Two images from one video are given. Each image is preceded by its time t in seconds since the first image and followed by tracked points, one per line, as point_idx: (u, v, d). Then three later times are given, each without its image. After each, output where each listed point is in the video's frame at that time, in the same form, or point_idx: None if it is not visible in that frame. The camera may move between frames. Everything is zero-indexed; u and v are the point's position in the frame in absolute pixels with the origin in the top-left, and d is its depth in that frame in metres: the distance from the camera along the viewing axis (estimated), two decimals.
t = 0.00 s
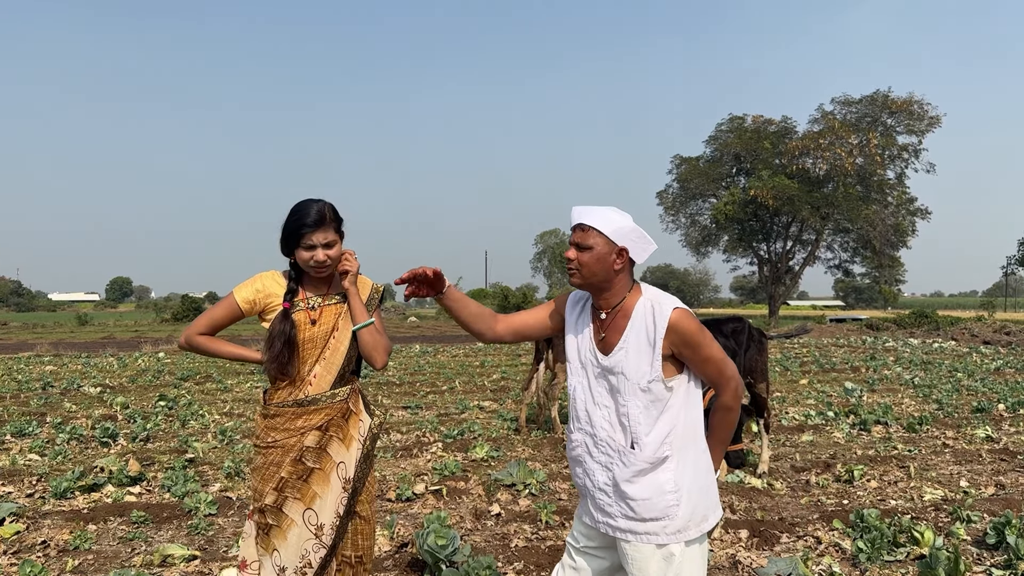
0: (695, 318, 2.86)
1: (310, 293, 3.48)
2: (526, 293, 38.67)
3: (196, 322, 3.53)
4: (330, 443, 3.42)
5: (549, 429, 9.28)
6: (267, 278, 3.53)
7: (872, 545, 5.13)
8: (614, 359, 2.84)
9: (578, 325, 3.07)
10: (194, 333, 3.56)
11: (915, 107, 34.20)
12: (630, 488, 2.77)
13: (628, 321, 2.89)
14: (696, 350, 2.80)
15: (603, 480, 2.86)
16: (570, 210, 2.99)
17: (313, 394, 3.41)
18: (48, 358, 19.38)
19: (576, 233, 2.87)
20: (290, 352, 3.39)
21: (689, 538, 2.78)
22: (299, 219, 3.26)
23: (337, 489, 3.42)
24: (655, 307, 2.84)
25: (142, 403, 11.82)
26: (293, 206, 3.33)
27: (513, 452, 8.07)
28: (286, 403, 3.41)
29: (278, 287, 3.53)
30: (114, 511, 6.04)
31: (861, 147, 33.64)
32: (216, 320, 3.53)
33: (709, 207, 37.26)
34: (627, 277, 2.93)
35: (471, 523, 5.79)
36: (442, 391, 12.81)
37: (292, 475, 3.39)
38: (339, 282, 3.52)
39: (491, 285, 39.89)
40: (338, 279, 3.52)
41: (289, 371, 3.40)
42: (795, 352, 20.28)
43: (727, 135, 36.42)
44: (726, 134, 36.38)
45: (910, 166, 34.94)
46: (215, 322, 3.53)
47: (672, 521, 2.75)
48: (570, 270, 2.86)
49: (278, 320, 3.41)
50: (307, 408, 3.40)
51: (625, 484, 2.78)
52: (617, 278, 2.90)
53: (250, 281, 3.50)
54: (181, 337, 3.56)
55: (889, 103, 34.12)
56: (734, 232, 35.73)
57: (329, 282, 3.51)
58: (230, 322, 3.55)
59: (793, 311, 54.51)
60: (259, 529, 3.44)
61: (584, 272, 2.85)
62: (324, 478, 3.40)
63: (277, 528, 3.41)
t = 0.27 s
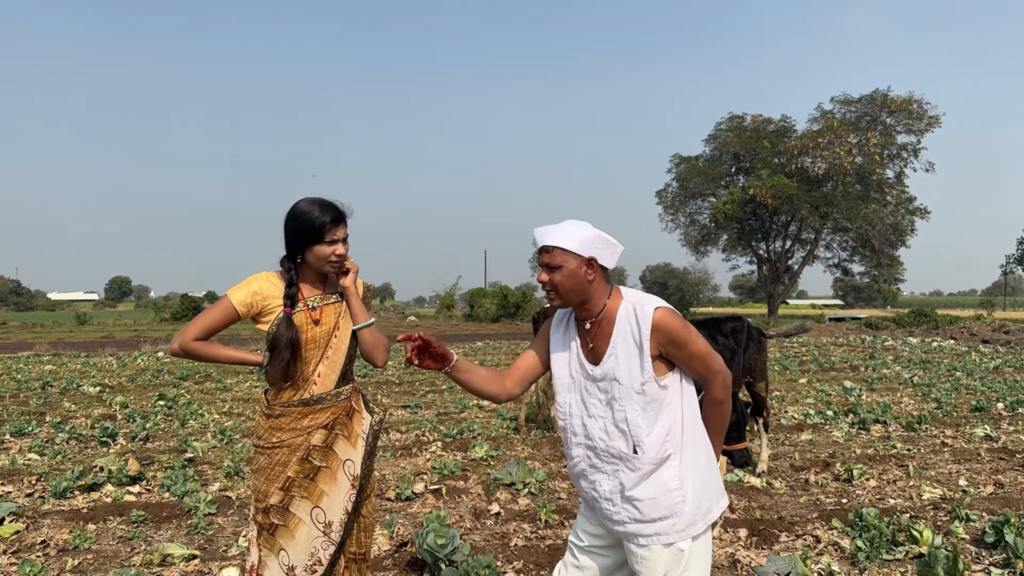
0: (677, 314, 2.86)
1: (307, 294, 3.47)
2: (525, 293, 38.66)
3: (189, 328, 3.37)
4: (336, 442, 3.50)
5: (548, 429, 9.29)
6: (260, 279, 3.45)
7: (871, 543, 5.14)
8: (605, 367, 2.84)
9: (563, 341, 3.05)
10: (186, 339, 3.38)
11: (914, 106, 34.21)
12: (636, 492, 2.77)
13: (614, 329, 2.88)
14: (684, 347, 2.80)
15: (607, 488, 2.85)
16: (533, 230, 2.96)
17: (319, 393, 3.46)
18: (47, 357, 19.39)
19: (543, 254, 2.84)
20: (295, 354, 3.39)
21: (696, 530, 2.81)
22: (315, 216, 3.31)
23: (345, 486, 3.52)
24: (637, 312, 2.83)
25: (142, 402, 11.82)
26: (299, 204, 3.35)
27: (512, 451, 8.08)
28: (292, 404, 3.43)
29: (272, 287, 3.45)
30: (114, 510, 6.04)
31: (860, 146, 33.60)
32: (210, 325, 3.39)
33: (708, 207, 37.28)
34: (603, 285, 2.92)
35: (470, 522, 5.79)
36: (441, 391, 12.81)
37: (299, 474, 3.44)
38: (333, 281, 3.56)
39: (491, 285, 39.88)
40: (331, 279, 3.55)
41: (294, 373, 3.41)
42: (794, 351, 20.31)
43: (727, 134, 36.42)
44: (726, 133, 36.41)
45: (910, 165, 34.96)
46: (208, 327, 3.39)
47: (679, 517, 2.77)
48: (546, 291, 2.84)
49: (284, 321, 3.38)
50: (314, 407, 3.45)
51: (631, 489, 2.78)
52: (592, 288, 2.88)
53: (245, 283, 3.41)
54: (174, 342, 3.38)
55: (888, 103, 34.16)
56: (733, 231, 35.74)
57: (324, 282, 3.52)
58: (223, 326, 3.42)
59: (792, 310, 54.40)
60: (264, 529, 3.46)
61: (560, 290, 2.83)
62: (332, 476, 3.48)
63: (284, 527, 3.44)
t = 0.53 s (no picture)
0: (670, 314, 2.84)
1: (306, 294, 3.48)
2: (525, 292, 38.69)
3: (187, 327, 3.33)
4: (338, 440, 3.52)
5: (548, 427, 9.29)
6: (257, 278, 3.44)
7: (870, 541, 5.15)
8: (598, 369, 2.84)
9: (559, 344, 3.07)
10: (183, 339, 3.34)
11: (913, 105, 34.24)
12: (633, 493, 2.78)
13: (605, 331, 2.88)
14: (677, 346, 2.78)
15: (606, 490, 2.86)
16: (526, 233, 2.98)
17: (320, 393, 3.47)
18: (46, 356, 19.41)
19: (535, 256, 2.86)
20: (296, 353, 3.38)
21: (696, 530, 2.80)
22: (316, 215, 3.34)
23: (348, 483, 3.54)
24: (627, 313, 2.83)
25: (142, 401, 11.83)
26: (297, 203, 3.37)
27: (511, 450, 8.09)
28: (293, 404, 3.43)
29: (269, 286, 3.44)
30: (114, 509, 6.05)
31: (858, 145, 33.46)
32: (207, 325, 3.36)
33: (707, 206, 37.31)
34: (596, 287, 2.92)
35: (469, 520, 5.80)
36: (441, 390, 12.82)
37: (302, 473, 3.44)
38: (329, 281, 3.57)
39: (490, 284, 39.92)
40: (328, 278, 3.57)
41: (296, 372, 3.41)
42: (794, 350, 20.36)
43: (726, 133, 36.44)
44: (726, 132, 36.43)
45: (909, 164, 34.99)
46: (206, 326, 3.36)
47: (677, 517, 2.76)
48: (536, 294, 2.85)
49: (286, 319, 3.37)
50: (316, 406, 3.46)
51: (627, 490, 2.79)
52: (585, 290, 2.89)
53: (243, 282, 3.39)
54: (171, 343, 3.33)
55: (887, 102, 34.18)
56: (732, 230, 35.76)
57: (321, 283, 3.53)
58: (221, 325, 3.39)
59: (792, 309, 54.49)
60: (267, 529, 3.46)
61: (551, 293, 2.85)
62: (334, 473, 3.50)
63: (287, 526, 3.45)
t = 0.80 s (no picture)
0: (673, 315, 2.82)
1: (305, 292, 3.49)
2: (524, 291, 38.70)
3: (182, 327, 3.29)
4: (338, 439, 3.53)
5: (547, 426, 9.29)
6: (254, 277, 3.43)
7: (870, 540, 5.16)
8: (598, 365, 2.85)
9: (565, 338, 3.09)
10: (180, 339, 3.29)
11: (913, 104, 34.23)
12: (626, 491, 2.78)
13: (608, 326, 2.88)
14: (677, 347, 2.76)
15: (601, 486, 2.88)
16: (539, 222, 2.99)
17: (319, 392, 3.47)
18: (46, 356, 19.42)
19: (546, 245, 2.87)
20: (294, 352, 3.39)
21: (690, 532, 2.79)
22: (315, 213, 3.34)
23: (347, 482, 3.55)
24: (630, 310, 2.83)
25: (141, 400, 11.84)
26: (294, 202, 3.37)
27: (511, 448, 8.10)
28: (292, 404, 3.43)
29: (267, 285, 3.43)
30: (114, 508, 6.05)
31: (858, 144, 33.56)
32: (204, 324, 3.33)
33: (707, 204, 37.31)
34: (603, 283, 2.93)
35: (469, 519, 5.80)
36: (441, 389, 12.82)
37: (302, 473, 3.45)
38: (326, 280, 3.58)
39: (490, 283, 39.94)
40: (324, 277, 3.58)
41: (295, 372, 3.42)
42: (794, 348, 20.37)
43: (726, 132, 36.42)
44: (725, 131, 36.43)
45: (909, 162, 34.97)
46: (203, 325, 3.33)
47: (671, 518, 2.76)
48: (544, 282, 2.86)
49: (284, 317, 3.37)
50: (315, 406, 3.46)
51: (621, 487, 2.80)
52: (591, 285, 2.90)
53: (240, 280, 3.38)
54: (166, 342, 3.28)
55: (887, 100, 34.18)
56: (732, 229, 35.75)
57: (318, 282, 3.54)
58: (218, 324, 3.37)
59: (791, 307, 54.51)
60: (267, 529, 3.46)
61: (559, 282, 2.86)
62: (334, 472, 3.51)
63: (288, 526, 3.46)
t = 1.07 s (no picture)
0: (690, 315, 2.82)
1: (305, 291, 3.49)
2: (524, 290, 38.70)
3: (182, 327, 3.29)
4: (338, 438, 3.53)
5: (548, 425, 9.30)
6: (253, 276, 3.43)
7: (870, 538, 5.17)
8: (608, 354, 2.87)
9: (580, 327, 3.11)
10: (179, 339, 3.29)
11: (914, 102, 34.21)
12: (625, 483, 2.79)
13: (623, 317, 2.90)
14: (689, 347, 2.77)
15: (600, 476, 2.89)
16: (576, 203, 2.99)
17: (318, 391, 3.47)
18: (46, 355, 19.42)
19: (580, 225, 2.89)
20: (294, 352, 3.39)
21: (685, 534, 2.78)
22: (313, 212, 3.35)
23: (349, 481, 3.55)
24: (647, 303, 2.84)
25: (142, 400, 11.85)
26: (292, 201, 3.37)
27: (512, 447, 8.10)
28: (292, 402, 3.44)
29: (266, 285, 3.44)
30: (115, 507, 6.06)
31: (858, 143, 33.58)
32: (203, 324, 3.34)
33: (707, 203, 37.30)
34: (627, 275, 2.94)
35: (470, 518, 5.81)
36: (441, 387, 12.83)
37: (303, 472, 3.46)
38: (325, 280, 3.59)
39: (490, 282, 39.95)
40: (324, 276, 3.59)
41: (295, 370, 3.43)
42: (794, 347, 20.37)
43: (726, 130, 36.42)
44: (725, 129, 36.42)
45: (909, 161, 34.96)
46: (202, 325, 3.34)
47: (667, 517, 2.75)
48: (569, 262, 2.88)
49: (284, 316, 3.38)
50: (315, 405, 3.47)
51: (620, 479, 2.81)
52: (614, 275, 2.91)
53: (239, 280, 3.38)
54: (166, 343, 3.28)
55: (887, 99, 34.17)
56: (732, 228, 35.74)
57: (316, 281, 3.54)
58: (217, 324, 3.37)
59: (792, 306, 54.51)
60: (269, 528, 3.48)
61: (583, 264, 2.87)
62: (335, 471, 3.51)
63: (289, 525, 3.47)
